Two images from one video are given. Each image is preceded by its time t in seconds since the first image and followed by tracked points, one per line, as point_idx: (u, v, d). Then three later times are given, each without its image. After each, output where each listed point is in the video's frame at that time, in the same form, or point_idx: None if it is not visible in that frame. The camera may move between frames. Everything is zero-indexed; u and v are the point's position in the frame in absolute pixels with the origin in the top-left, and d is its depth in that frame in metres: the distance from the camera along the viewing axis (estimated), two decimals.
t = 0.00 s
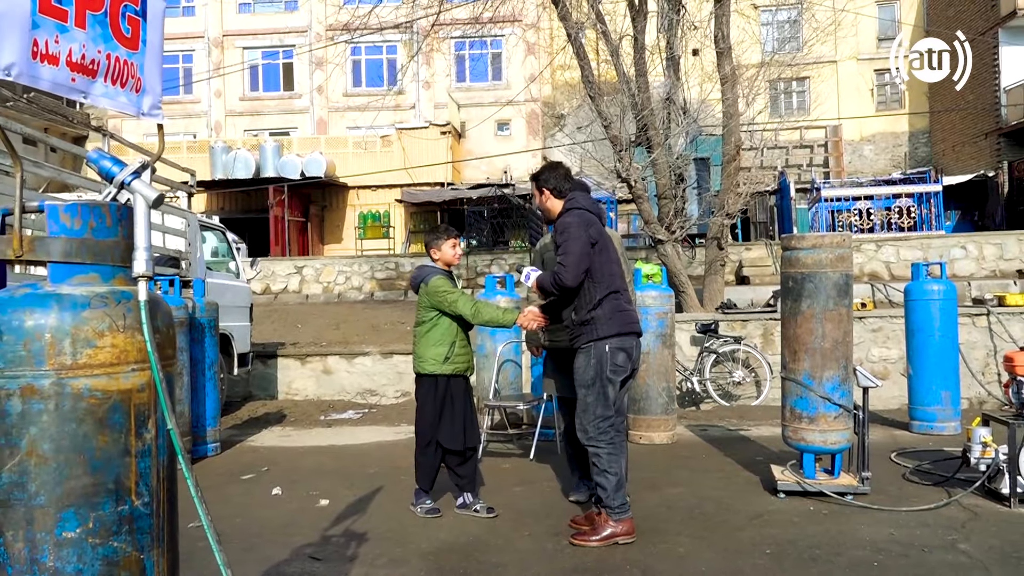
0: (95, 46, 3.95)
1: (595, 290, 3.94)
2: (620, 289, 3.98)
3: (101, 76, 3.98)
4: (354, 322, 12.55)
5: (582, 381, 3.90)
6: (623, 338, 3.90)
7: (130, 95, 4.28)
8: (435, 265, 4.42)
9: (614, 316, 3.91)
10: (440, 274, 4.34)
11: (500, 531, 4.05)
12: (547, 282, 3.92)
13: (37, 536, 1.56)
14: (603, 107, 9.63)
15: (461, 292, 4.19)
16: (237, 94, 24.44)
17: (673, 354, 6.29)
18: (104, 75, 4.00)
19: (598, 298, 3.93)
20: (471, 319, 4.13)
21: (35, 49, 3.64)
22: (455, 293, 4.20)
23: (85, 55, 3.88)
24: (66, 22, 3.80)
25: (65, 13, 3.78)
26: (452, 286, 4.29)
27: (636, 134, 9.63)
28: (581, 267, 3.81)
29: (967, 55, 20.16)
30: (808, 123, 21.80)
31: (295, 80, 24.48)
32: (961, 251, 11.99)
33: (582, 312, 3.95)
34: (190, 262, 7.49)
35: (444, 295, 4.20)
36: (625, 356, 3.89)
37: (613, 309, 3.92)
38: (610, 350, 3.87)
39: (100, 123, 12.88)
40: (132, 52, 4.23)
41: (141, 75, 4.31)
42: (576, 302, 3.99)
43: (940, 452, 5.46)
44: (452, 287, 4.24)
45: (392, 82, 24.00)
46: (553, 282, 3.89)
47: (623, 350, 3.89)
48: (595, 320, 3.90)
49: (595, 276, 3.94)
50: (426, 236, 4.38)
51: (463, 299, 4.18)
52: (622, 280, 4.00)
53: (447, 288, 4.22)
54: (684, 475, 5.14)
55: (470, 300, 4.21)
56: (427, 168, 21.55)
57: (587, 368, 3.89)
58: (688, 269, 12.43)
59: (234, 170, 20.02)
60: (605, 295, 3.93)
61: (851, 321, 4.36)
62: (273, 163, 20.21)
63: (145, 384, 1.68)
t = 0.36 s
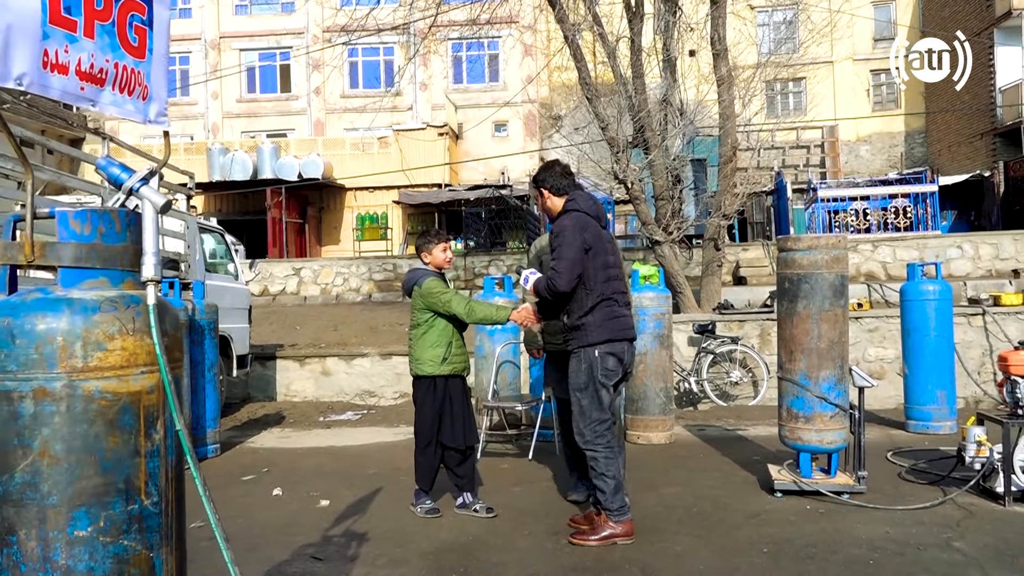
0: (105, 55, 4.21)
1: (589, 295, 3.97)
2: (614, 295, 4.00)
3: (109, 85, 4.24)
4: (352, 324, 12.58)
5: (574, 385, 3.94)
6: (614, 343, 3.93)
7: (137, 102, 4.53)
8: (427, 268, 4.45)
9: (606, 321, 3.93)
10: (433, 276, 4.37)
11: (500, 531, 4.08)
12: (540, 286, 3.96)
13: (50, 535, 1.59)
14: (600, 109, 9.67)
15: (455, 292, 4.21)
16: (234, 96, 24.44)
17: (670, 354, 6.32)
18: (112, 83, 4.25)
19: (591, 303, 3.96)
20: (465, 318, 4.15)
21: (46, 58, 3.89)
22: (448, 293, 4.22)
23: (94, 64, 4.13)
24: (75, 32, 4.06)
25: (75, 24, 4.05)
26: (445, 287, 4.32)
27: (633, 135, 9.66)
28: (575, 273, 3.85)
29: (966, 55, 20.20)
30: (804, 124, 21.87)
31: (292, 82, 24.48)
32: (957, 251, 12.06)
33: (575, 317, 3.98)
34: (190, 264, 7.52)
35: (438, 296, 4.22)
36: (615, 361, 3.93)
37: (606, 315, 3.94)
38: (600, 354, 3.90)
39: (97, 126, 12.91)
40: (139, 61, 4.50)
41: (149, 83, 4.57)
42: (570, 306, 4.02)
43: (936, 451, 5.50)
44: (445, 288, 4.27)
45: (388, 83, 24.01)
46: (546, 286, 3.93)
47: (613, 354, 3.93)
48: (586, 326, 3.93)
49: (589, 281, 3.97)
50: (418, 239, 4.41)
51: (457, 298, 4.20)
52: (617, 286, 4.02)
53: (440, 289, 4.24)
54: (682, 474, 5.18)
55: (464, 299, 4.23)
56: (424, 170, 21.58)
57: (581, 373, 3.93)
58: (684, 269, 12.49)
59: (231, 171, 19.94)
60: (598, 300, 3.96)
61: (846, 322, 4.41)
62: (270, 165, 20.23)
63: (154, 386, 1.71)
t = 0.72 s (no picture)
0: (110, 66, 4.19)
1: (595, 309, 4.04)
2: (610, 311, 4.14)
3: (116, 94, 4.25)
4: (355, 325, 12.62)
5: (567, 393, 3.95)
6: (607, 355, 4.09)
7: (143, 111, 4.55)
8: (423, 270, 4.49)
9: (605, 336, 4.06)
10: (430, 279, 4.41)
11: (501, 531, 4.11)
12: (560, 295, 3.92)
13: (60, 533, 1.63)
14: (600, 111, 9.71)
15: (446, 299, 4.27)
16: (236, 98, 24.51)
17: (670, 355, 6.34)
18: (118, 92, 4.25)
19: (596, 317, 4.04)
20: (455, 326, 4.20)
21: (54, 69, 3.84)
22: (441, 298, 4.28)
23: (100, 74, 4.10)
24: (83, 42, 4.01)
25: (82, 36, 4.00)
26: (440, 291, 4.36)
27: (634, 136, 9.69)
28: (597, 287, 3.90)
29: (966, 55, 20.23)
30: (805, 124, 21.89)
31: (294, 84, 24.57)
32: (958, 252, 12.09)
33: (579, 328, 4.00)
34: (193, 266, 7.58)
35: (431, 301, 4.28)
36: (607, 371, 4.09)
37: (606, 330, 4.07)
38: (598, 364, 4.02)
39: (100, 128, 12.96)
40: (143, 70, 4.51)
41: (153, 91, 4.58)
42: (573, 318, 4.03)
43: (935, 451, 5.53)
44: (439, 293, 4.31)
45: (390, 85, 24.09)
46: (568, 296, 3.90)
47: (605, 365, 4.09)
48: (591, 338, 4.00)
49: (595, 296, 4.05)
50: (416, 242, 4.45)
51: (447, 305, 4.25)
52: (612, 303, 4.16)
53: (434, 293, 4.29)
54: (682, 475, 5.21)
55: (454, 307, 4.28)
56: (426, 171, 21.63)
57: (571, 381, 3.96)
58: (686, 270, 12.54)
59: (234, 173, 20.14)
60: (601, 315, 4.06)
61: (844, 323, 4.44)
62: (272, 166, 20.31)
63: (160, 388, 1.75)
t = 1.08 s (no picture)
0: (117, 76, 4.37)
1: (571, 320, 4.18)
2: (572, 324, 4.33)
3: (122, 103, 4.41)
4: (356, 327, 12.66)
5: (562, 386, 4.05)
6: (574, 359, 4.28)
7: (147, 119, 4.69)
8: (417, 274, 4.54)
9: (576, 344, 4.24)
10: (415, 286, 4.44)
11: (502, 530, 4.16)
12: (556, 305, 3.99)
13: (71, 530, 1.68)
14: (600, 114, 9.74)
15: (424, 311, 4.30)
16: (238, 102, 24.59)
17: (670, 356, 6.37)
18: (125, 102, 4.43)
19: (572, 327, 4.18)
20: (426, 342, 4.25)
21: (64, 81, 3.99)
22: (420, 309, 4.31)
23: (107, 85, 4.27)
24: (91, 56, 4.16)
25: (90, 49, 4.15)
26: (424, 298, 4.39)
27: (634, 138, 9.73)
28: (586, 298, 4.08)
29: (966, 55, 20.23)
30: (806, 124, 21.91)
31: (296, 87, 24.65)
32: (958, 251, 12.13)
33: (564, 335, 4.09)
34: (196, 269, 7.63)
35: (411, 312, 4.33)
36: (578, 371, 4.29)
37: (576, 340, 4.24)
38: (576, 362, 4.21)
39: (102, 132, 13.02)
40: (149, 80, 4.67)
41: (157, 100, 4.74)
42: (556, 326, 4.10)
43: (933, 450, 5.57)
44: (420, 302, 4.35)
45: (392, 88, 24.16)
46: (565, 306, 3.99)
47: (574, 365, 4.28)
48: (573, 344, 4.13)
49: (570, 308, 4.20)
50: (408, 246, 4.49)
51: (423, 316, 4.29)
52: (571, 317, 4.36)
53: (415, 305, 4.32)
54: (681, 475, 5.24)
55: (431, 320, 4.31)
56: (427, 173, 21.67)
57: (563, 377, 4.06)
58: (686, 271, 12.60)
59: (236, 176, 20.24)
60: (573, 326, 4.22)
61: (841, 323, 4.48)
62: (274, 170, 20.38)
63: (167, 390, 1.80)
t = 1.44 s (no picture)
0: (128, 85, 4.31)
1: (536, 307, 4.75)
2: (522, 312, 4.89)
3: (131, 111, 4.34)
4: (356, 329, 12.72)
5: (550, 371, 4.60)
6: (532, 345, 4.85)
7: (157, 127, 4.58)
8: (410, 276, 4.59)
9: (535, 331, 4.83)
10: (410, 288, 4.52)
11: (501, 528, 4.21)
12: (542, 293, 4.54)
13: (84, 525, 1.73)
14: (598, 115, 9.78)
15: (418, 317, 4.39)
16: (237, 104, 24.65)
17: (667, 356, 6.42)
18: (134, 111, 4.35)
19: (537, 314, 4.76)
20: (421, 347, 4.35)
21: (75, 91, 3.97)
22: (413, 314, 4.40)
23: (118, 94, 4.21)
24: (100, 65, 4.14)
25: (100, 58, 4.14)
26: (418, 302, 4.47)
27: (632, 140, 9.78)
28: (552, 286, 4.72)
29: (966, 55, 20.14)
30: (803, 125, 21.97)
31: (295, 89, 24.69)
32: (955, 252, 12.18)
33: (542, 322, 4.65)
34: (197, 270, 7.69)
35: (405, 318, 4.41)
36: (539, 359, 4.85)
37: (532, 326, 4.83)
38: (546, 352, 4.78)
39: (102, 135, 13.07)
40: (158, 88, 4.57)
41: (167, 109, 4.64)
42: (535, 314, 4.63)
43: (928, 448, 5.63)
44: (414, 306, 4.43)
45: (390, 89, 24.22)
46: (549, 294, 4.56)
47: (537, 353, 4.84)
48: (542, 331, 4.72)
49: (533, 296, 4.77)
50: (403, 248, 4.54)
51: (418, 322, 4.38)
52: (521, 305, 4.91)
53: (409, 310, 4.41)
54: (679, 474, 5.29)
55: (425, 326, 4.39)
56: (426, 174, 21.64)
57: (545, 360, 4.60)
58: (684, 271, 12.74)
59: (235, 178, 20.24)
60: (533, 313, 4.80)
61: (836, 323, 4.53)
62: (274, 171, 20.44)
63: (176, 389, 1.86)
